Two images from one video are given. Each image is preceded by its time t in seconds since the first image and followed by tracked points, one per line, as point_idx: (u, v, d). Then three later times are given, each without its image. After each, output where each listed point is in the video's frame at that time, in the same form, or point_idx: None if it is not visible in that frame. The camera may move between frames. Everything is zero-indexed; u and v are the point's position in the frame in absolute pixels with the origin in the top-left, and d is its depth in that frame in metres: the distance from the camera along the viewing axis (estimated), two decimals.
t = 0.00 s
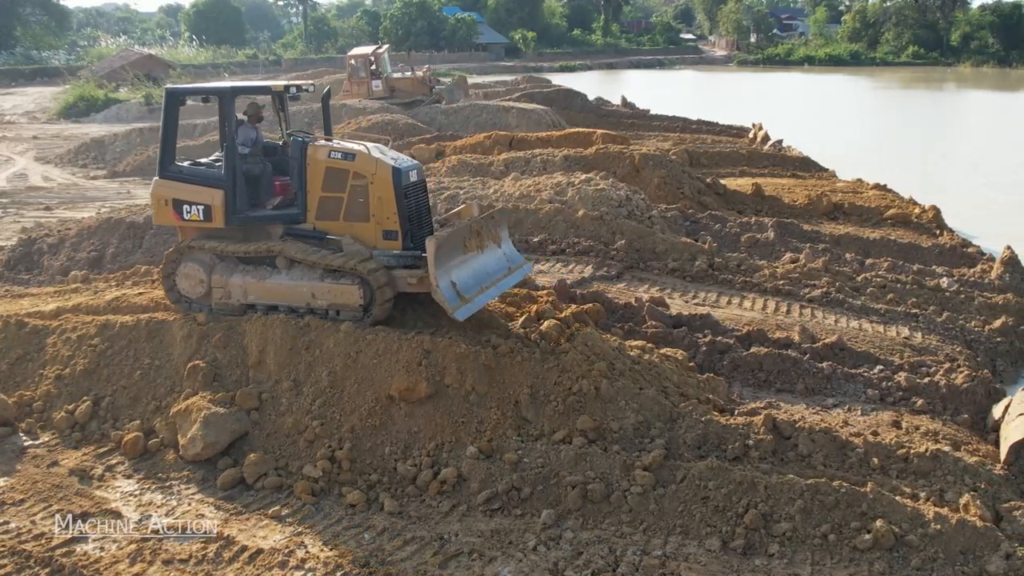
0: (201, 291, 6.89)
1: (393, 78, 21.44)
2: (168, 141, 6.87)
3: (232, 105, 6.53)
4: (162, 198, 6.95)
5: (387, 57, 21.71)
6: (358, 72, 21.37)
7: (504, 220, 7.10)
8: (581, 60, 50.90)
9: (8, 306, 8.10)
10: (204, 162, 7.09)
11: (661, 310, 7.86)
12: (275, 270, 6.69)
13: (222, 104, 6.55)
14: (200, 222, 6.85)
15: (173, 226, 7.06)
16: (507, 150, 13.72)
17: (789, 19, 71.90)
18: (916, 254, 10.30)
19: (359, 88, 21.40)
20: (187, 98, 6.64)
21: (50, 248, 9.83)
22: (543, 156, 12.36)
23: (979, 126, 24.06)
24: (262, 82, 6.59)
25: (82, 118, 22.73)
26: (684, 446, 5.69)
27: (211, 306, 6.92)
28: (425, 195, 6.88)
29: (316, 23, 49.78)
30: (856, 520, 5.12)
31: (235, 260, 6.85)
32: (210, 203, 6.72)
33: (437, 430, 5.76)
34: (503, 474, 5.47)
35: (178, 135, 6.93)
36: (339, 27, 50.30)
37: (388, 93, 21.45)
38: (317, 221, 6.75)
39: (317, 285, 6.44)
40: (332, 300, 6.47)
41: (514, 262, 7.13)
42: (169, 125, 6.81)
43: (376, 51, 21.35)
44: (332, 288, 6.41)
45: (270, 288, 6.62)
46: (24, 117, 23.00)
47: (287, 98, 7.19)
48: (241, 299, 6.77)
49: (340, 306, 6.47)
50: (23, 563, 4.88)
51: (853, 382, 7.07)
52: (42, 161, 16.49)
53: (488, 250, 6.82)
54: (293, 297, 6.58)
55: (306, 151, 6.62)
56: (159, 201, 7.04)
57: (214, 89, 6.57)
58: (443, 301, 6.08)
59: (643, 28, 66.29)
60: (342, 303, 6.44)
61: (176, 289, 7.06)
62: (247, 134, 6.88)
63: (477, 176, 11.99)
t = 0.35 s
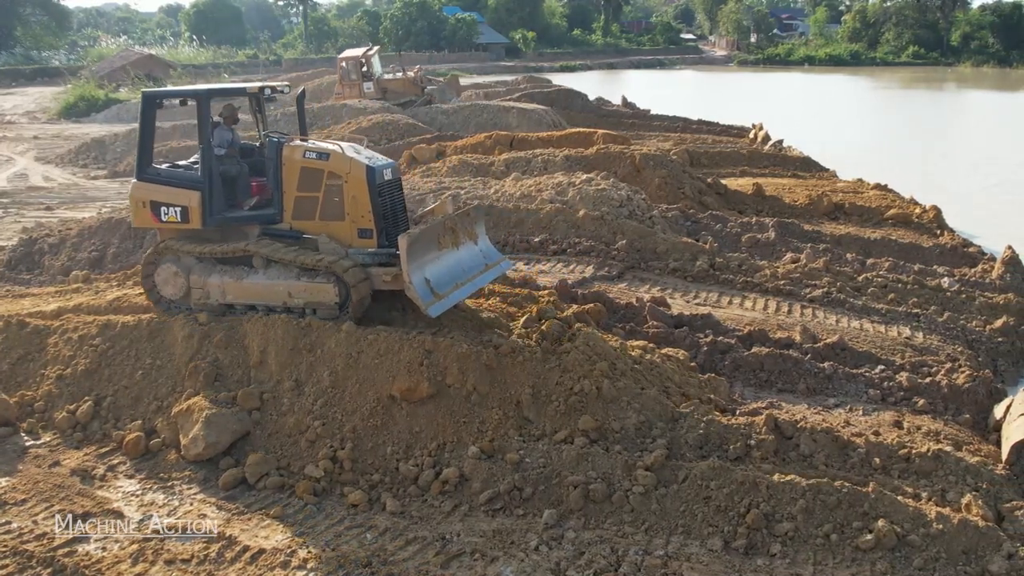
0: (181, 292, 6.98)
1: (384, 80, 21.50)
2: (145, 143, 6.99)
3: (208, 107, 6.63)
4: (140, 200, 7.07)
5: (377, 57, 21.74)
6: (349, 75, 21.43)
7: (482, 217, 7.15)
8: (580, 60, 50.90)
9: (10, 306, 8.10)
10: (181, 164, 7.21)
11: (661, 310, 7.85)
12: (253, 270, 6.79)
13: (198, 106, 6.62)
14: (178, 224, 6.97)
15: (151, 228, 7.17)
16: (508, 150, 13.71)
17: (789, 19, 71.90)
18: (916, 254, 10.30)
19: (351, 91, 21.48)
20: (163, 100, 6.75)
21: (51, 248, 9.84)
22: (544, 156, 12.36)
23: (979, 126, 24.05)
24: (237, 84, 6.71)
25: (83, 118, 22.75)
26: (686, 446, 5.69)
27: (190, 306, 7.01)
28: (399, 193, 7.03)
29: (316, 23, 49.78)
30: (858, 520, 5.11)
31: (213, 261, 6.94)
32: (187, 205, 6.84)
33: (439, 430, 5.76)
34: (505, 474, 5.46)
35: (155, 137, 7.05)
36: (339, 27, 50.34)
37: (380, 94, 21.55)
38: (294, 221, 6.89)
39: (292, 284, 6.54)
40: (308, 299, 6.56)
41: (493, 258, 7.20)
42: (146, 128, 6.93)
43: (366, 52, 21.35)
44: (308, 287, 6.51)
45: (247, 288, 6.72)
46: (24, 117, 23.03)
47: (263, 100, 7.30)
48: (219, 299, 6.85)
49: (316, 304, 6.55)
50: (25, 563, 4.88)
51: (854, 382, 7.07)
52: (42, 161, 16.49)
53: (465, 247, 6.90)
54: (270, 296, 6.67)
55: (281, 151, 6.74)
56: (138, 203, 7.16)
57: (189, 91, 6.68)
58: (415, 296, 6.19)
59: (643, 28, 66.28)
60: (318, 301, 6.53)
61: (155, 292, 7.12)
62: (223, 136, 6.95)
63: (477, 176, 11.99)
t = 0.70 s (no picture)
0: (160, 292, 7.07)
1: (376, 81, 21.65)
2: (124, 145, 7.06)
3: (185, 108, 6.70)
4: (119, 201, 7.14)
5: (368, 59, 21.93)
6: (340, 76, 21.54)
7: (457, 216, 7.36)
8: (580, 60, 50.87)
9: (10, 306, 8.09)
10: (160, 165, 7.28)
11: (661, 309, 7.84)
12: (231, 270, 6.89)
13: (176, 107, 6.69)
14: (156, 224, 7.04)
15: (131, 229, 7.24)
16: (508, 150, 13.70)
17: (789, 19, 71.89)
18: (917, 254, 10.29)
19: (342, 92, 21.60)
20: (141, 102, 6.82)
21: (52, 248, 9.83)
22: (544, 156, 12.35)
23: (979, 126, 24.04)
24: (214, 85, 6.78)
25: (82, 118, 22.73)
26: (687, 446, 5.68)
27: (171, 306, 7.10)
28: (376, 192, 7.07)
29: (316, 23, 49.77)
30: (859, 520, 5.11)
31: (192, 261, 7.03)
32: (165, 205, 6.91)
33: (440, 430, 5.76)
34: (506, 474, 5.46)
35: (134, 138, 7.10)
36: (340, 28, 50.34)
37: (373, 95, 21.68)
38: (271, 221, 6.93)
39: (270, 283, 6.65)
40: (286, 298, 6.67)
41: (469, 256, 7.39)
42: (124, 130, 7.00)
43: (357, 54, 21.51)
44: (285, 286, 6.62)
45: (226, 288, 6.82)
46: (24, 117, 23.02)
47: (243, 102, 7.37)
48: (198, 298, 6.95)
49: (294, 303, 6.66)
50: (25, 563, 4.88)
51: (855, 382, 7.07)
52: (42, 161, 16.47)
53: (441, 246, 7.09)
54: (248, 296, 6.78)
55: (258, 151, 6.79)
56: (117, 205, 7.23)
57: (167, 92, 6.75)
58: (391, 295, 6.35)
59: (643, 28, 66.23)
60: (295, 300, 6.65)
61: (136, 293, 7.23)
62: (201, 137, 6.99)
63: (478, 176, 11.98)
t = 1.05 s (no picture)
0: (138, 294, 7.10)
1: (367, 82, 21.87)
2: (101, 148, 7.12)
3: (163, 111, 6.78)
4: (99, 204, 7.19)
5: (359, 59, 22.17)
6: (332, 78, 21.57)
7: (435, 214, 7.38)
8: (580, 60, 50.86)
9: (10, 307, 8.07)
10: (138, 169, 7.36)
11: (662, 309, 7.84)
12: (209, 271, 6.94)
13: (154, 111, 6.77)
14: (135, 227, 7.10)
15: (110, 232, 7.30)
16: (509, 149, 13.70)
17: (789, 19, 71.87)
18: (917, 254, 10.29)
19: (334, 93, 21.62)
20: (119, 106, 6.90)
21: (52, 248, 9.81)
22: (544, 156, 12.34)
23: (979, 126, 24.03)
24: (191, 88, 6.86)
25: (83, 118, 22.73)
26: (688, 446, 5.68)
27: (151, 308, 7.13)
28: (351, 192, 7.18)
29: (316, 23, 49.76)
30: (860, 520, 5.10)
31: (171, 262, 7.08)
32: (143, 207, 6.97)
33: (440, 430, 5.75)
34: (506, 474, 5.45)
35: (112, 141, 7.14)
36: (340, 28, 50.35)
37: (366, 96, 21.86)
38: (249, 221, 7.02)
39: (247, 283, 6.69)
40: (263, 297, 6.71)
41: (447, 254, 7.40)
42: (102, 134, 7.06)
43: (350, 54, 21.61)
44: (262, 285, 6.66)
45: (204, 288, 6.86)
46: (25, 117, 23.02)
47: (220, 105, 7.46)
48: (177, 299, 7.01)
49: (272, 302, 6.70)
50: (25, 564, 4.87)
51: (856, 382, 7.06)
52: (43, 161, 16.46)
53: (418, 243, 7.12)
54: (226, 296, 6.82)
55: (235, 153, 6.89)
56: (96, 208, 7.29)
57: (145, 96, 6.82)
58: (365, 293, 6.40)
59: (643, 28, 66.21)
60: (272, 299, 6.69)
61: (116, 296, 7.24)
62: (179, 139, 7.03)
63: (478, 176, 11.98)
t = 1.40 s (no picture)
0: (119, 295, 7.15)
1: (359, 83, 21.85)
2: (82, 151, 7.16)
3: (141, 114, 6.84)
4: (80, 207, 7.24)
5: (353, 61, 22.10)
6: (324, 79, 21.53)
7: (414, 213, 7.39)
8: (579, 60, 50.86)
9: (10, 307, 8.07)
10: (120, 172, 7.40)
11: (662, 310, 7.84)
12: (188, 272, 6.98)
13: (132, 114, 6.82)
14: (116, 229, 7.15)
15: (92, 234, 7.35)
16: (509, 150, 13.70)
17: (789, 19, 71.87)
18: (917, 254, 10.29)
19: (326, 95, 21.56)
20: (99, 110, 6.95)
21: (52, 248, 9.80)
22: (544, 156, 12.34)
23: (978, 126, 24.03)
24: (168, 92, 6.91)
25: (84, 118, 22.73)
26: (687, 446, 5.68)
27: (133, 309, 7.18)
28: (330, 192, 7.15)
29: (316, 23, 49.76)
30: (860, 521, 5.10)
31: (151, 263, 7.12)
32: (123, 210, 7.02)
33: (439, 430, 5.75)
34: (506, 475, 5.45)
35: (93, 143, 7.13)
36: (340, 28, 50.34)
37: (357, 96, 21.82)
38: (229, 222, 7.05)
39: (225, 284, 6.73)
40: (241, 298, 6.76)
41: (427, 253, 7.40)
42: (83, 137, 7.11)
43: (342, 56, 21.59)
44: (239, 286, 6.70)
45: (184, 289, 6.91)
46: (24, 117, 23.02)
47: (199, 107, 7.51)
48: (158, 300, 7.04)
49: (250, 303, 6.75)
50: (25, 564, 4.87)
51: (856, 382, 7.06)
52: (43, 161, 16.46)
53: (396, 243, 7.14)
54: (204, 297, 6.86)
55: (212, 156, 6.92)
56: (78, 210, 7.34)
57: (123, 100, 6.87)
58: (339, 293, 6.44)
59: (643, 28, 66.21)
60: (250, 300, 6.73)
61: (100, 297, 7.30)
62: (158, 142, 7.02)
63: (478, 176, 11.98)
